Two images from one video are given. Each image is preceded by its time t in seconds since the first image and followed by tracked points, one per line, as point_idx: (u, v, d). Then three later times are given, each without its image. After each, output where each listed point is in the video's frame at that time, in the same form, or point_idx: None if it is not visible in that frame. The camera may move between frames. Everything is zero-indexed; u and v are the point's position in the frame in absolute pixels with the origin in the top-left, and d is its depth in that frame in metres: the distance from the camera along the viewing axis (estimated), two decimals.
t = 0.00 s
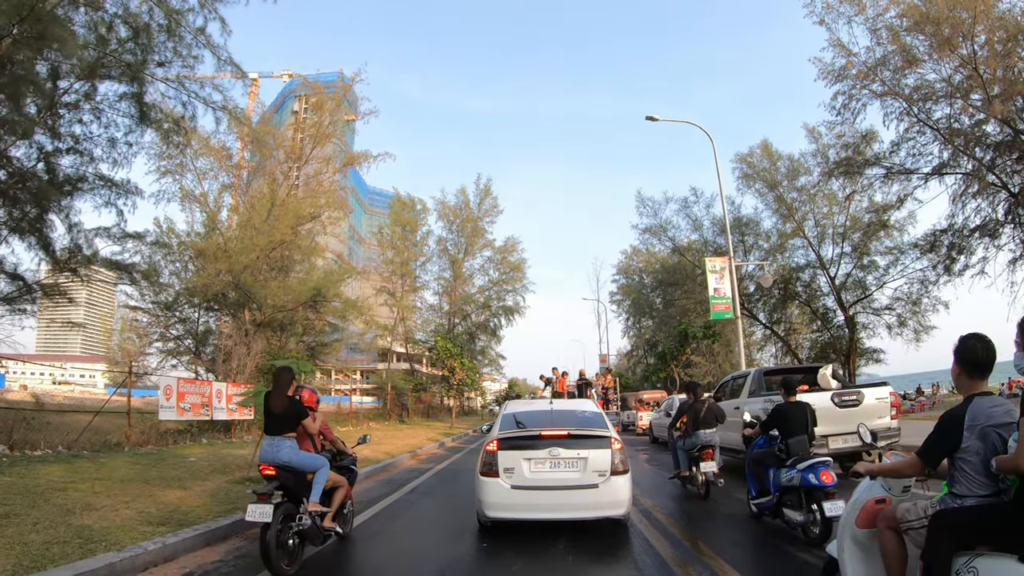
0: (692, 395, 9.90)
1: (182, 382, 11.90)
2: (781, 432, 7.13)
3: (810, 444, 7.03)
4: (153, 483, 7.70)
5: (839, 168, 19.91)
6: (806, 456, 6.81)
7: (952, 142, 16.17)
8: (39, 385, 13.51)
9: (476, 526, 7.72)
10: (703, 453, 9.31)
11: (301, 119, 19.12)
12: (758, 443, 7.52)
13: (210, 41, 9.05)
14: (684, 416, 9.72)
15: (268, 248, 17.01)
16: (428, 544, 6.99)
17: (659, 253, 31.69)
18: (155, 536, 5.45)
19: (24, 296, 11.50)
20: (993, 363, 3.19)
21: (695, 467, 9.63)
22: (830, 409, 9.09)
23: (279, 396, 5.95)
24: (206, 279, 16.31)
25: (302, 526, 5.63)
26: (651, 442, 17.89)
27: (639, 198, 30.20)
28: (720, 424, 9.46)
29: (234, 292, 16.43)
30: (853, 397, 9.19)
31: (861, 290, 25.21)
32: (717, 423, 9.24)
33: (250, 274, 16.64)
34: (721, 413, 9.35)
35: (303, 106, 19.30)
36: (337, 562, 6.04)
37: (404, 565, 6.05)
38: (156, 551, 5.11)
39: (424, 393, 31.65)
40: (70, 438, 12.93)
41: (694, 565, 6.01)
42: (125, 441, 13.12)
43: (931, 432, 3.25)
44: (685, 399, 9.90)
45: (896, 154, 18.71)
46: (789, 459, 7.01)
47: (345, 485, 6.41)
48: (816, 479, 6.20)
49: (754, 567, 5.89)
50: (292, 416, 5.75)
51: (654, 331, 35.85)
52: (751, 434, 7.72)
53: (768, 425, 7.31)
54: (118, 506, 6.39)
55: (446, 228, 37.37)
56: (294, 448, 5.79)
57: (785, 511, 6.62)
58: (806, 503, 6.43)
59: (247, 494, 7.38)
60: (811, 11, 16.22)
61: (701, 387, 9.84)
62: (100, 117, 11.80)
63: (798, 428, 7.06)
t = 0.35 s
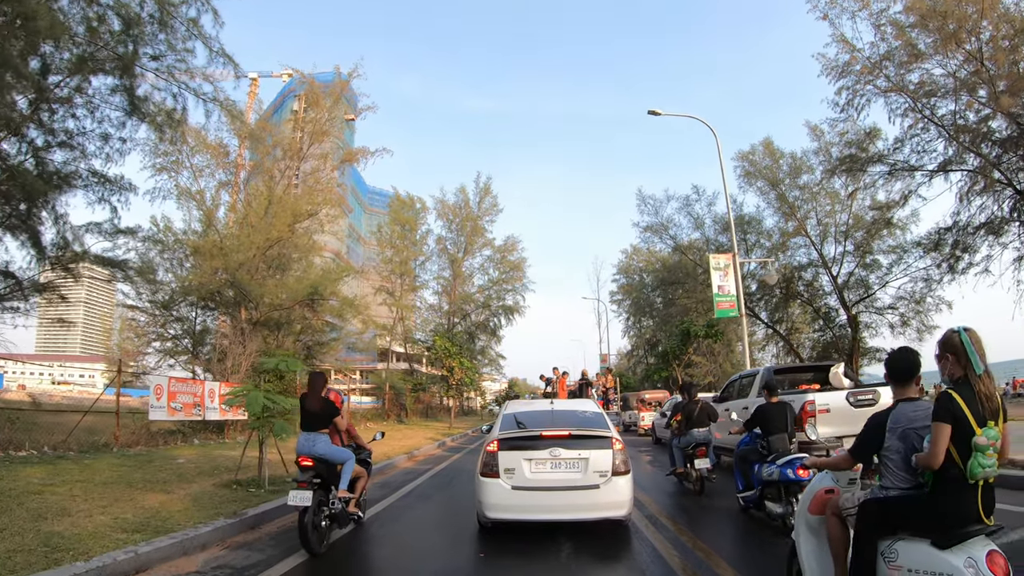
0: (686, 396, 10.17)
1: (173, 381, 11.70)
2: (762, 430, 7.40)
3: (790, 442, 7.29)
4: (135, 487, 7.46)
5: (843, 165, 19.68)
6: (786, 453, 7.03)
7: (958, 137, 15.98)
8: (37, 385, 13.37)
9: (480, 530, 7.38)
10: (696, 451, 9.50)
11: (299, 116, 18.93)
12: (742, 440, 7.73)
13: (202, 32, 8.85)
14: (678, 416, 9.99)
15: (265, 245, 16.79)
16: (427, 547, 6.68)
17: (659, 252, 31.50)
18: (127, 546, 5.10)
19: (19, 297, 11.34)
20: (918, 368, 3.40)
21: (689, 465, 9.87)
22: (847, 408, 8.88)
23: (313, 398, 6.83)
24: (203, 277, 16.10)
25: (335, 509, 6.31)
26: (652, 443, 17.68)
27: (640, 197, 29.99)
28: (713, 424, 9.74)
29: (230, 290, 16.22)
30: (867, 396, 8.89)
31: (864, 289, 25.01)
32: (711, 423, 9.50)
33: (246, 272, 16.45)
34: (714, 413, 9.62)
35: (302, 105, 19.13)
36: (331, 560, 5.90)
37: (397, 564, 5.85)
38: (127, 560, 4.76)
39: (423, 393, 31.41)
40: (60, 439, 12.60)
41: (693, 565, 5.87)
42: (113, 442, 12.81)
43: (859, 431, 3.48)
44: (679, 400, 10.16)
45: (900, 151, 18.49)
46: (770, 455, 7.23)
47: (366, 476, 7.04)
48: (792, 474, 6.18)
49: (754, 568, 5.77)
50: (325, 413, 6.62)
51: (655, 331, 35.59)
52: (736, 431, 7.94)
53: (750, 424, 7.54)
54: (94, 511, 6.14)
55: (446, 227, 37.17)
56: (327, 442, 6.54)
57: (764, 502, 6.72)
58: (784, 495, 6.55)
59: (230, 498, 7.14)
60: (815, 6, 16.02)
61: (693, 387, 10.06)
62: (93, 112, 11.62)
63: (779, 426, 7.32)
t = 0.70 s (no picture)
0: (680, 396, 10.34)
1: (163, 380, 11.50)
2: (747, 429, 7.69)
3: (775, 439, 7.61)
4: (116, 490, 7.23)
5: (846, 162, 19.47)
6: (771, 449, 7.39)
7: (964, 132, 15.76)
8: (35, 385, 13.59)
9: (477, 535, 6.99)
10: (689, 448, 9.91)
11: (297, 113, 18.76)
12: (731, 438, 8.12)
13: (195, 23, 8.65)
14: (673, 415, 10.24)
15: (261, 243, 16.57)
16: (423, 551, 6.32)
17: (660, 251, 31.27)
18: (96, 556, 4.79)
19: (8, 292, 11.21)
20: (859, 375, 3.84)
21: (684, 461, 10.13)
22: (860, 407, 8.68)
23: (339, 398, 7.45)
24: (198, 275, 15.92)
25: (355, 497, 6.93)
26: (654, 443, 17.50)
27: (641, 195, 29.76)
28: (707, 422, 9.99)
29: (226, 287, 16.02)
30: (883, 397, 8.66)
31: (866, 288, 24.81)
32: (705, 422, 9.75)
33: (241, 270, 16.25)
34: (707, 413, 9.86)
35: (301, 102, 18.92)
36: (321, 560, 5.66)
37: (388, 566, 5.62)
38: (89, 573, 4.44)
39: (421, 393, 31.14)
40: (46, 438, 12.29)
41: (693, 566, 5.71)
42: (100, 442, 12.52)
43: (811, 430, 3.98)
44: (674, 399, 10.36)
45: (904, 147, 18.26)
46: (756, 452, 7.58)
47: (384, 467, 7.64)
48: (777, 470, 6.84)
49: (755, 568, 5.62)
50: (349, 411, 7.27)
51: (655, 331, 35.33)
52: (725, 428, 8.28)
53: (737, 422, 7.88)
54: (66, 517, 5.89)
55: (445, 226, 36.97)
56: (350, 437, 7.21)
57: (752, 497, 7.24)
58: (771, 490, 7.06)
59: (214, 501, 6.91)
60: None
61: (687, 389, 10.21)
62: (87, 106, 11.42)
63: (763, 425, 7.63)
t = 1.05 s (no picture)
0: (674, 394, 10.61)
1: (154, 380, 11.29)
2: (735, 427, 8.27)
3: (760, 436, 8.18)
4: (95, 493, 7.01)
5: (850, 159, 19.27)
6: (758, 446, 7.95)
7: (970, 128, 15.56)
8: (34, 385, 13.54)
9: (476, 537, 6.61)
10: (681, 446, 10.17)
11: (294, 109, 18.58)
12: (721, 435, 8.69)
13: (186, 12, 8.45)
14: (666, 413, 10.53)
15: (258, 241, 16.36)
16: (418, 556, 5.93)
17: (661, 250, 31.08)
18: (61, 568, 4.46)
19: None
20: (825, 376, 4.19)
21: (675, 458, 10.41)
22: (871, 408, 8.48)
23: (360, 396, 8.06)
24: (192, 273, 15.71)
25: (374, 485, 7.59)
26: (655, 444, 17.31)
27: (642, 193, 29.56)
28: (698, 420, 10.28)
29: (221, 285, 15.81)
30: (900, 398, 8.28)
31: (868, 287, 24.61)
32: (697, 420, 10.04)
33: (236, 267, 16.05)
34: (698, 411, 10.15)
35: (298, 99, 18.72)
36: (309, 564, 5.41)
37: (380, 569, 5.38)
38: None
39: (420, 392, 30.93)
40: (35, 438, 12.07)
41: (693, 564, 5.56)
42: (89, 442, 12.27)
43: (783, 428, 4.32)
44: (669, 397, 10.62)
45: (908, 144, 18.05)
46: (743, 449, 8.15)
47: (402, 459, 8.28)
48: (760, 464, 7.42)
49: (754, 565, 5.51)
50: (369, 409, 7.89)
51: (655, 331, 35.11)
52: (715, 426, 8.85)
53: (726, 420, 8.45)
54: (38, 522, 5.67)
55: (444, 225, 36.77)
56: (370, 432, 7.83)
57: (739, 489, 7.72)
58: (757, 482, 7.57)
59: (199, 504, 6.69)
60: None
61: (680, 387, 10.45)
62: (79, 101, 11.23)
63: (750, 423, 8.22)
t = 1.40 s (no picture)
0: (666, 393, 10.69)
1: (145, 378, 11.10)
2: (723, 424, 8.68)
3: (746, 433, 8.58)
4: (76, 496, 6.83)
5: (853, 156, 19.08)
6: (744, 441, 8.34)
7: (975, 124, 15.39)
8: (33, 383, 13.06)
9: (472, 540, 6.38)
10: (672, 444, 10.25)
11: (291, 106, 18.37)
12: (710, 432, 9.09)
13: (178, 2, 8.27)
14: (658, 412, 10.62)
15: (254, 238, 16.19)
16: (413, 559, 5.68)
17: (662, 248, 30.89)
18: None
19: None
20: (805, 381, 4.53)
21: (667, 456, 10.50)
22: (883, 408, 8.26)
23: (379, 396, 8.71)
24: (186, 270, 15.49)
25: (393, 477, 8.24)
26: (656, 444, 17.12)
27: (643, 191, 29.38)
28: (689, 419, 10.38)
29: (216, 283, 15.61)
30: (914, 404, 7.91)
31: (871, 286, 24.42)
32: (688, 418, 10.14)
33: (232, 265, 15.87)
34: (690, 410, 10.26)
35: (295, 95, 18.53)
36: (297, 568, 5.22)
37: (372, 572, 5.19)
38: None
39: (418, 392, 30.73)
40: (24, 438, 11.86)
41: (693, 564, 5.38)
42: (77, 442, 12.01)
43: (768, 425, 4.67)
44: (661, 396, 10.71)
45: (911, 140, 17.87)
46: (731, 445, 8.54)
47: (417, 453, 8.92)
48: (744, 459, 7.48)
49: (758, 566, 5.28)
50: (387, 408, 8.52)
51: (655, 330, 34.88)
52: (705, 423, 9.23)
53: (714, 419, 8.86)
54: (10, 528, 5.47)
55: (444, 224, 36.58)
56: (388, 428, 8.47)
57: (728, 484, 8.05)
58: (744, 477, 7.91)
59: (182, 509, 6.48)
60: None
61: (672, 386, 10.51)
62: (73, 96, 11.07)
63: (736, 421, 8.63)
